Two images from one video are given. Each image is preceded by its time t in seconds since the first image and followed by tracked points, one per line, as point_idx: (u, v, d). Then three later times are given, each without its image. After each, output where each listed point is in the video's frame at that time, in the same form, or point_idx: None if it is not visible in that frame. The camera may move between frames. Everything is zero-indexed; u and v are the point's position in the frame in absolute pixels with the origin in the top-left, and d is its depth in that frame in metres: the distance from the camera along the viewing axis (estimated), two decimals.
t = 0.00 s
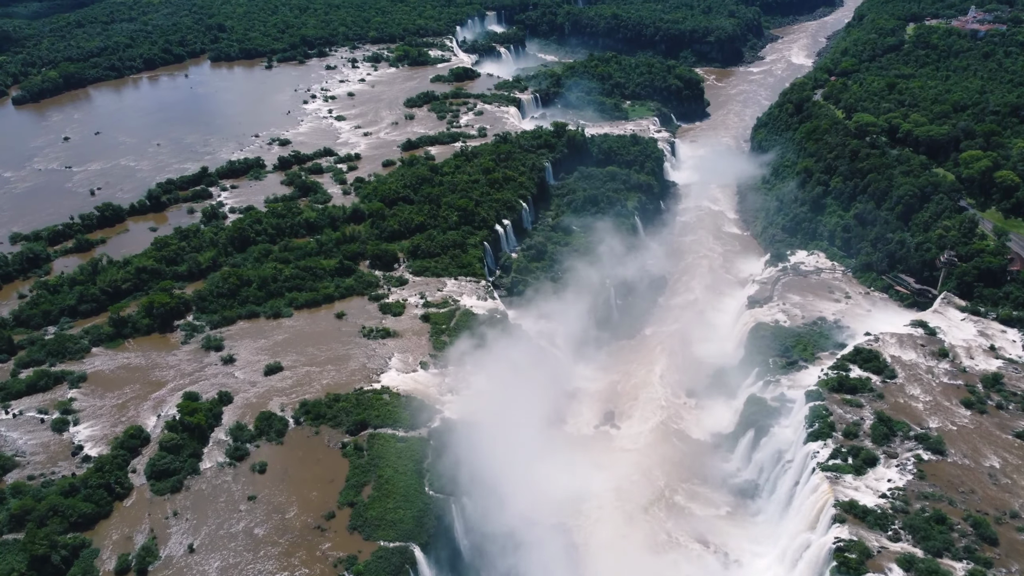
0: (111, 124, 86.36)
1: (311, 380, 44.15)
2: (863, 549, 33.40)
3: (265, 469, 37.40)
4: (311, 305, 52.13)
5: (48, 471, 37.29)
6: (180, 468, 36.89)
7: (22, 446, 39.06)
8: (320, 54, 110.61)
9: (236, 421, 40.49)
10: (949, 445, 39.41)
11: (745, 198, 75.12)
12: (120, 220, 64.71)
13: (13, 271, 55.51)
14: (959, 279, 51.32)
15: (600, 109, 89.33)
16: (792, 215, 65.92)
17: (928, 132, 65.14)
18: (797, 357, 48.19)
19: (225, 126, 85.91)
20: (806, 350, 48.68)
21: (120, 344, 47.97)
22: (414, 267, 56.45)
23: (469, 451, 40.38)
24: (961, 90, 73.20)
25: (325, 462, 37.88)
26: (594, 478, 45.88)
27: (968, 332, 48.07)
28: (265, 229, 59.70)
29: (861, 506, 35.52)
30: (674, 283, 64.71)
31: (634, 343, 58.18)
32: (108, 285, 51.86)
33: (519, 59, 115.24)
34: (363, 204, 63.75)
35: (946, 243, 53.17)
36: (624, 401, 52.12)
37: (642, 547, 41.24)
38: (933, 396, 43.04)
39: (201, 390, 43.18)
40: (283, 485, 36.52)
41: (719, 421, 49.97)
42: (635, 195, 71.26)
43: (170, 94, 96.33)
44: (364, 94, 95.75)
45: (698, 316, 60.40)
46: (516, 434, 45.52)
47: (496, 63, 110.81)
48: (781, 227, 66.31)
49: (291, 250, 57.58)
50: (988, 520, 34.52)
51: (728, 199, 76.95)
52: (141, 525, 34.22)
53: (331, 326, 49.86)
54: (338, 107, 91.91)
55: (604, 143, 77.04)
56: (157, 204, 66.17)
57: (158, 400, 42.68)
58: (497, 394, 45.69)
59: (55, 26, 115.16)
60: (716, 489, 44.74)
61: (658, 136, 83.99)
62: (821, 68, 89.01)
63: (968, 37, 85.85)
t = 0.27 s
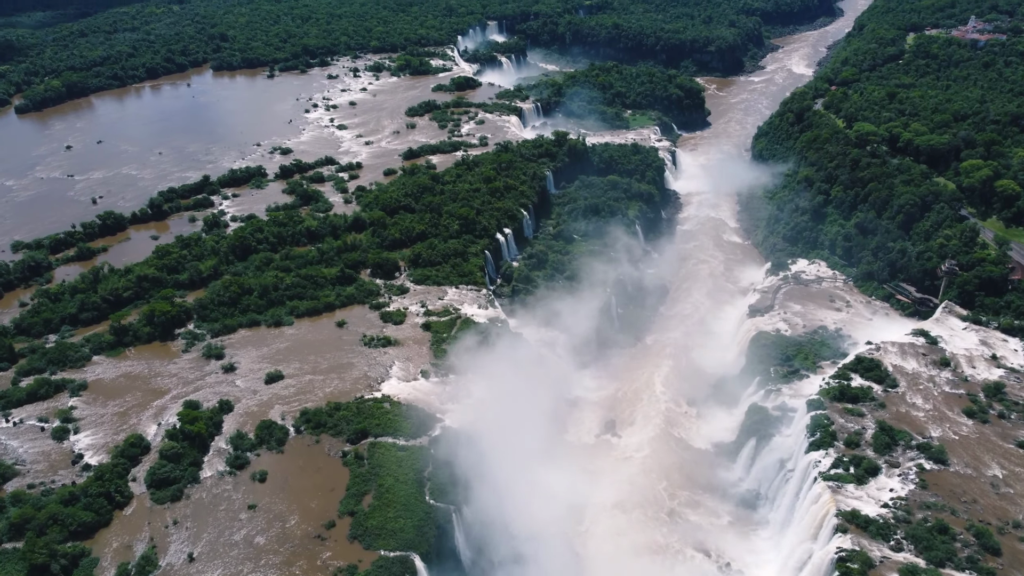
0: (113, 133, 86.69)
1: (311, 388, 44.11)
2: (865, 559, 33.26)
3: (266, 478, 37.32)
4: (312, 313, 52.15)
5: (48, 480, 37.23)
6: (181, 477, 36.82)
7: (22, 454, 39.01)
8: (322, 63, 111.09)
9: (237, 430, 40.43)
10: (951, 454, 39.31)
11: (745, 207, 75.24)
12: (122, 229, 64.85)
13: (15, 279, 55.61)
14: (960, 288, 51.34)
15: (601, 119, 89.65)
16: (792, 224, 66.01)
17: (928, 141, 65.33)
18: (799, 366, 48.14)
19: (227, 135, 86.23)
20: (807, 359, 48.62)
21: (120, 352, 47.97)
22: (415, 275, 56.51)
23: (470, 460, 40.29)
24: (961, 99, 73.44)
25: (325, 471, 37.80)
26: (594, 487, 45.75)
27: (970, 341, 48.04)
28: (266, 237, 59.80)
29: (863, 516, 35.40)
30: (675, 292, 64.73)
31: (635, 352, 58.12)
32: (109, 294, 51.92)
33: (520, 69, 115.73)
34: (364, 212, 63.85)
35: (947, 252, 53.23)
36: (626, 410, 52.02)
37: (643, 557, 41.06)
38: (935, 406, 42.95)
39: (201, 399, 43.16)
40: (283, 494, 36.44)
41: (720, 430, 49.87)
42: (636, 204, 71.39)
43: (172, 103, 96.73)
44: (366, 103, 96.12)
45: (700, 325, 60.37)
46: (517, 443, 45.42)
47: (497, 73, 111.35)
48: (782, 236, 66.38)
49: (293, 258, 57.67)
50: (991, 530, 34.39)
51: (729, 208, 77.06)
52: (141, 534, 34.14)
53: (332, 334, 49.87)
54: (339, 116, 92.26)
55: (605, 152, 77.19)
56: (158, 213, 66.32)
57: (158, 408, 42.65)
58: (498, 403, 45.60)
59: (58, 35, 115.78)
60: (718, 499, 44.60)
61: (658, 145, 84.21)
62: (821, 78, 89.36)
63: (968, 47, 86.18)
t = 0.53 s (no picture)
0: (114, 141, 87.05)
1: (312, 397, 44.05)
2: (867, 568, 33.12)
3: (266, 487, 37.24)
4: (313, 322, 52.14)
5: (49, 488, 37.19)
6: (181, 485, 36.77)
7: (22, 462, 38.98)
8: (324, 72, 111.63)
9: (237, 438, 40.38)
10: (953, 464, 39.19)
11: (746, 215, 75.29)
12: (123, 237, 65.01)
13: (16, 287, 55.72)
14: (962, 296, 51.33)
15: (601, 128, 89.92)
16: (794, 233, 66.03)
17: (929, 150, 65.48)
18: (800, 375, 48.09)
19: (228, 143, 86.54)
20: (808, 367, 48.56)
21: (121, 360, 47.97)
22: (416, 284, 56.57)
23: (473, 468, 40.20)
24: (961, 109, 73.64)
25: (325, 479, 37.71)
26: (595, 496, 45.60)
27: (971, 350, 47.98)
28: (267, 246, 59.91)
29: (866, 525, 35.25)
30: (676, 300, 64.71)
31: (637, 361, 58.08)
32: (111, 302, 52.00)
33: (521, 78, 116.15)
34: (365, 221, 63.95)
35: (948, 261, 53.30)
36: (626, 419, 51.92)
37: (644, 566, 40.87)
38: (937, 415, 42.84)
39: (202, 407, 43.14)
40: (283, 503, 36.35)
41: (722, 439, 49.77)
42: (637, 213, 71.46)
43: (174, 112, 97.16)
44: (367, 112, 96.48)
45: (701, 334, 60.31)
46: (517, 451, 45.32)
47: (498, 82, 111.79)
48: (783, 244, 66.42)
49: (294, 266, 57.77)
50: (993, 540, 34.25)
51: (730, 217, 77.13)
52: (140, 542, 34.06)
53: (333, 342, 49.87)
54: (341, 125, 92.59)
55: (606, 161, 77.31)
56: (160, 221, 66.46)
57: (159, 417, 42.63)
58: (500, 411, 45.47)
59: (61, 44, 116.49)
60: (720, 508, 44.49)
61: (659, 154, 84.40)
62: (822, 87, 89.66)
63: (968, 56, 86.48)
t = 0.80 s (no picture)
0: (116, 149, 87.32)
1: (312, 404, 44.02)
2: None
3: (266, 495, 37.18)
4: (314, 329, 52.16)
5: (48, 496, 37.12)
6: (181, 493, 36.70)
7: (22, 470, 38.93)
8: (326, 80, 112.08)
9: (237, 446, 40.34)
10: (955, 472, 39.10)
11: (747, 223, 75.40)
12: (125, 244, 65.13)
13: (18, 294, 55.78)
14: (963, 305, 51.35)
15: (602, 136, 90.17)
16: (795, 241, 66.12)
17: (929, 158, 65.65)
18: (801, 383, 48.06)
19: (230, 151, 86.85)
20: (809, 376, 48.53)
21: (122, 368, 47.97)
22: (417, 291, 56.62)
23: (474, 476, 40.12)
24: (961, 117, 73.85)
25: (325, 487, 37.66)
26: (596, 505, 45.48)
27: (973, 358, 47.94)
28: (269, 253, 60.01)
29: (867, 534, 35.14)
30: (677, 308, 64.74)
31: (637, 369, 58.05)
32: (112, 309, 52.05)
33: (522, 86, 116.59)
34: (366, 228, 64.08)
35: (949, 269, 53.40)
36: (627, 427, 51.84)
37: None
38: (938, 423, 42.77)
39: (202, 415, 43.11)
40: (283, 511, 36.29)
41: (723, 447, 49.69)
42: (637, 222, 71.59)
43: (176, 120, 97.50)
44: (368, 120, 96.82)
45: (702, 342, 60.30)
46: (518, 459, 45.21)
47: (499, 90, 112.24)
48: (783, 252, 66.51)
49: (295, 274, 57.86)
50: (996, 549, 34.14)
51: (731, 225, 77.25)
52: (140, 551, 33.99)
53: (333, 350, 49.88)
54: (342, 133, 92.89)
55: (607, 169, 77.48)
56: (161, 228, 66.61)
57: (159, 424, 42.60)
58: (500, 419, 45.39)
59: (64, 52, 117.09)
60: (721, 517, 44.35)
61: (660, 162, 84.59)
62: (822, 95, 89.96)
63: (968, 65, 86.82)
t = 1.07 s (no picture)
0: (118, 158, 87.62)
1: (312, 413, 43.99)
2: None
3: (266, 504, 37.11)
4: (315, 338, 52.16)
5: (48, 505, 37.07)
6: (181, 502, 36.64)
7: (22, 478, 38.88)
8: (327, 89, 112.52)
9: (238, 455, 40.29)
10: (957, 482, 38.98)
11: (747, 232, 75.48)
12: (126, 253, 65.25)
13: (19, 303, 55.84)
14: (964, 313, 51.38)
15: (603, 145, 90.41)
16: (796, 250, 66.20)
17: (930, 167, 65.81)
18: (802, 393, 48.00)
19: (231, 160, 87.13)
20: (810, 385, 48.48)
21: (123, 376, 47.96)
22: (418, 300, 56.67)
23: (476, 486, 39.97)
24: (962, 126, 74.05)
25: (326, 497, 37.59)
26: (597, 515, 45.32)
27: (974, 367, 47.88)
28: (270, 262, 60.11)
29: (869, 544, 35.01)
30: (678, 317, 64.74)
31: (638, 377, 58.00)
32: (113, 317, 52.11)
33: (523, 95, 117.01)
34: (367, 237, 64.19)
35: (950, 278, 53.57)
36: (628, 436, 51.72)
37: None
38: (940, 433, 42.66)
39: (203, 424, 43.07)
40: (283, 520, 36.21)
41: (724, 456, 49.58)
42: (638, 230, 71.65)
43: (178, 129, 97.87)
44: (370, 129, 97.15)
45: (703, 351, 60.26)
46: (518, 469, 45.11)
47: (500, 99, 112.69)
48: (784, 260, 66.59)
49: (296, 282, 57.94)
50: (998, 560, 34.01)
51: (731, 233, 77.35)
52: (140, 560, 33.92)
53: (334, 358, 49.89)
54: (343, 141, 93.18)
55: (608, 178, 77.61)
56: (162, 237, 66.75)
57: (159, 433, 42.56)
58: (501, 428, 45.32)
59: (66, 61, 117.64)
60: (722, 527, 44.20)
61: (660, 171, 84.78)
62: (822, 104, 90.26)
63: (968, 74, 87.14)
